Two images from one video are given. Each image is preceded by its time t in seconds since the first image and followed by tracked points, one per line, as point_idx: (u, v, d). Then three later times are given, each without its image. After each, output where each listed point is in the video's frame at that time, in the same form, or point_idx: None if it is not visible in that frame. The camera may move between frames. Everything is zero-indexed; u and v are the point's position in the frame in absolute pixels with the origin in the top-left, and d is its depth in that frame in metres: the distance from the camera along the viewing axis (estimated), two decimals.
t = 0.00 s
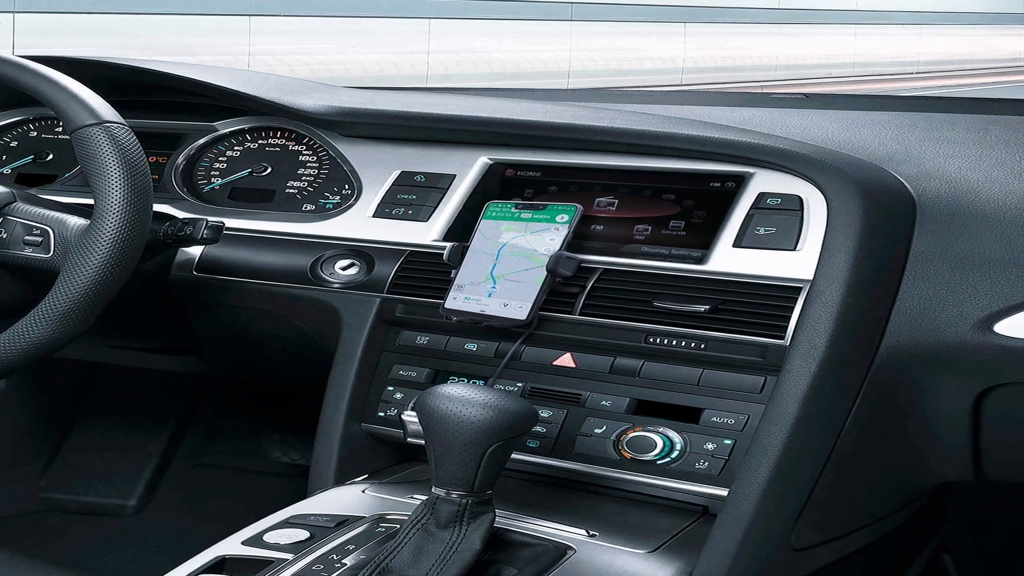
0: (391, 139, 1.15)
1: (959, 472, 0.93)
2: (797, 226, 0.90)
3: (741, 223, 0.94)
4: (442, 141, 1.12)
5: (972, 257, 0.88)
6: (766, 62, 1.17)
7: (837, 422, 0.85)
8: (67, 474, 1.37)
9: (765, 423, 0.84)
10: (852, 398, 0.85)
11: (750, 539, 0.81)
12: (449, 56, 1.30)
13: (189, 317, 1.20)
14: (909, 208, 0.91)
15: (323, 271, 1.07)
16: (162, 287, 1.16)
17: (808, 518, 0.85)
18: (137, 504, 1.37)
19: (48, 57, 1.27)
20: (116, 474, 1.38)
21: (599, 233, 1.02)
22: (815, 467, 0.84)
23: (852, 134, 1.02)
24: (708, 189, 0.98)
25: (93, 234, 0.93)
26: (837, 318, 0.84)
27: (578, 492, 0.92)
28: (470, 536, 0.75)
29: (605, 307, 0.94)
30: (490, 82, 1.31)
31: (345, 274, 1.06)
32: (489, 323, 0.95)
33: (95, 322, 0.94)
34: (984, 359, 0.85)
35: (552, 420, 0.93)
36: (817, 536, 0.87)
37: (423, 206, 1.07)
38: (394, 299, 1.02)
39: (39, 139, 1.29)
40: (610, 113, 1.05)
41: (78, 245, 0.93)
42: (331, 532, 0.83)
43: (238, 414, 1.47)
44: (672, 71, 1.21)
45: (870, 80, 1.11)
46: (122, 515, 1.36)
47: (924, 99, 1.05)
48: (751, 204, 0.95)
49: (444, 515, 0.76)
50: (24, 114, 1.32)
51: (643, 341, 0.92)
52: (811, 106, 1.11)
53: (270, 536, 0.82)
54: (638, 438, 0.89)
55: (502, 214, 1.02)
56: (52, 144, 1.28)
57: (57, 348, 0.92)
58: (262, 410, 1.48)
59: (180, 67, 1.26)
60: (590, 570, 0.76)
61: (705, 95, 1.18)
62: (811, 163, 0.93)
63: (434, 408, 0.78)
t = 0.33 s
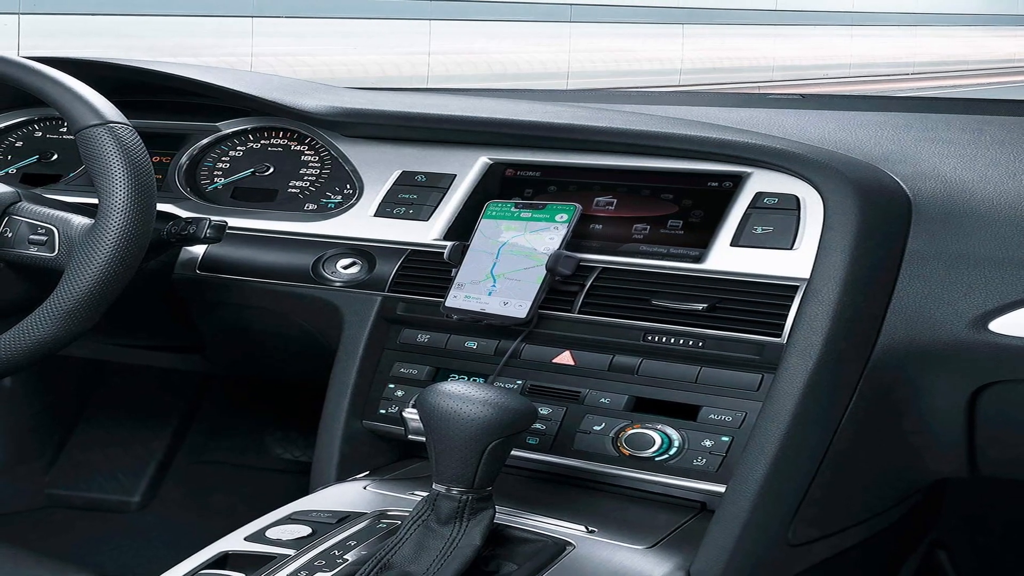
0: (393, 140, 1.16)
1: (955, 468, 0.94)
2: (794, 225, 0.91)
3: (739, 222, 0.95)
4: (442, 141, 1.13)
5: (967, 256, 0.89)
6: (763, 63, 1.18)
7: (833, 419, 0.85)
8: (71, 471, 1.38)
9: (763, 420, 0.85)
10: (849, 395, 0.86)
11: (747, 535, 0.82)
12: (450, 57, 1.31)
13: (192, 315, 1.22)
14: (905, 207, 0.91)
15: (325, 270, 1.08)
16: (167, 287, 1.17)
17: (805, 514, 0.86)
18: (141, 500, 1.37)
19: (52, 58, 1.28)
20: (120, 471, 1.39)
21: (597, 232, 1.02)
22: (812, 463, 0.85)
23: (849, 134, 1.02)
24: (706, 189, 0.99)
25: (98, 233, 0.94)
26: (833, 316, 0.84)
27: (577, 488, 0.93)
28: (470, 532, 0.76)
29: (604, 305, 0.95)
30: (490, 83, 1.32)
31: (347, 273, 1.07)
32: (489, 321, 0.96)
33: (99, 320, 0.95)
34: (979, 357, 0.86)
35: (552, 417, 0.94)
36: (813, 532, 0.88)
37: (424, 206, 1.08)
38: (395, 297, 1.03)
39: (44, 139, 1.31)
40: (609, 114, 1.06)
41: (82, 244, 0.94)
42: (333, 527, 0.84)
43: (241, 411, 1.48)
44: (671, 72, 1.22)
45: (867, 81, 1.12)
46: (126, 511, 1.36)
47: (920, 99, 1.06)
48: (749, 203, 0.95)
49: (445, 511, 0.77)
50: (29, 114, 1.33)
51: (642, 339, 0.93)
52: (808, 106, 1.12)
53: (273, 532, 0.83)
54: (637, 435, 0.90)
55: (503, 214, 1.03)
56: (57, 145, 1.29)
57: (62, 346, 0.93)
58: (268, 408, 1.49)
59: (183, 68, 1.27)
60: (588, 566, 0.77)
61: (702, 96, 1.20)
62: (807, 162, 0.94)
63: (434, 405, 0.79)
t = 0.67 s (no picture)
0: (393, 140, 1.17)
1: (950, 465, 0.95)
2: (791, 224, 0.92)
3: (736, 221, 0.96)
4: (443, 141, 1.14)
5: (962, 255, 0.90)
6: (761, 63, 1.18)
7: (830, 417, 0.86)
8: (75, 468, 1.39)
9: (760, 417, 0.86)
10: (845, 392, 0.87)
11: (744, 531, 0.83)
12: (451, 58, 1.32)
13: (195, 313, 1.23)
14: (901, 207, 0.92)
15: (327, 269, 1.09)
16: (170, 285, 1.18)
17: (801, 510, 0.87)
18: (145, 497, 1.39)
19: (57, 59, 1.29)
20: (124, 468, 1.40)
21: (596, 231, 1.03)
22: (808, 460, 0.86)
23: (845, 134, 1.03)
24: (704, 188, 1.00)
25: (102, 232, 0.94)
26: (830, 314, 0.85)
27: (577, 484, 0.94)
28: (471, 528, 0.77)
29: (602, 304, 0.96)
30: (490, 84, 1.33)
31: (349, 271, 1.08)
32: (489, 319, 0.97)
33: (103, 318, 0.96)
34: (974, 354, 0.87)
35: (551, 414, 0.95)
36: (810, 528, 0.89)
37: (425, 205, 1.09)
38: (396, 296, 1.04)
39: (49, 140, 1.32)
40: (608, 114, 1.07)
41: (86, 243, 0.95)
42: (334, 524, 0.85)
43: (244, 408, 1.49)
44: (670, 72, 1.23)
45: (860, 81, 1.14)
46: (130, 507, 1.38)
47: (915, 100, 1.07)
48: (746, 203, 0.96)
49: (446, 508, 0.78)
50: (33, 114, 1.35)
51: (640, 337, 0.94)
52: (805, 107, 1.13)
53: (275, 528, 0.84)
54: (635, 432, 0.91)
55: (502, 213, 1.04)
56: (61, 145, 1.30)
57: (66, 344, 0.94)
58: (269, 403, 1.50)
59: (186, 69, 1.28)
60: (587, 562, 0.78)
61: (701, 97, 1.21)
62: (804, 162, 0.94)
63: (435, 403, 0.80)
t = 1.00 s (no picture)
0: (394, 140, 1.18)
1: (945, 462, 0.96)
2: (787, 223, 0.93)
3: (733, 221, 0.97)
4: (444, 141, 1.15)
5: (957, 254, 0.90)
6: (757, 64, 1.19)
7: (826, 414, 0.87)
8: (80, 465, 1.40)
9: (757, 415, 0.87)
10: (841, 390, 0.88)
11: (742, 527, 0.84)
12: (452, 58, 1.34)
13: (198, 312, 1.24)
14: (896, 206, 0.93)
15: (329, 268, 1.10)
16: (173, 283, 1.19)
17: (798, 506, 0.88)
18: (148, 494, 1.40)
19: (62, 60, 1.30)
20: (128, 464, 1.42)
21: (595, 230, 1.04)
22: (805, 457, 0.87)
23: (841, 134, 1.04)
24: (702, 188, 1.01)
25: (106, 232, 0.95)
26: (827, 312, 0.86)
27: (576, 481, 0.95)
28: (471, 524, 0.78)
29: (601, 302, 0.97)
30: (489, 84, 1.34)
31: (350, 270, 1.09)
32: (489, 318, 0.98)
33: (107, 317, 0.97)
34: (969, 352, 0.88)
35: (551, 412, 0.96)
36: (807, 524, 0.90)
37: (426, 205, 1.10)
38: (397, 295, 1.05)
39: (53, 140, 1.33)
40: (607, 114, 1.08)
41: (91, 242, 0.96)
42: (336, 520, 0.86)
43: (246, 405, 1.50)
44: (667, 73, 1.24)
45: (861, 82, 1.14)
46: (133, 503, 1.39)
47: (910, 101, 1.08)
48: (744, 202, 0.97)
49: (446, 504, 0.79)
50: (38, 115, 1.36)
51: (638, 335, 0.95)
52: (802, 108, 1.14)
53: (277, 524, 0.85)
54: (634, 429, 0.92)
55: (502, 213, 1.05)
56: (66, 145, 1.32)
57: (71, 342, 0.95)
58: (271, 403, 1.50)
59: (190, 70, 1.29)
60: (586, 558, 0.79)
61: (698, 98, 1.22)
62: (801, 162, 0.95)
63: (435, 400, 0.81)
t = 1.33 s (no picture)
0: (395, 140, 1.19)
1: (940, 459, 0.97)
2: (784, 223, 0.94)
3: (731, 220, 0.98)
4: (445, 142, 1.16)
5: (953, 252, 0.91)
6: (753, 65, 1.21)
7: (823, 411, 0.88)
8: (85, 461, 1.41)
9: (755, 412, 0.88)
10: (838, 388, 0.89)
11: (740, 523, 0.85)
12: (451, 61, 1.36)
13: (201, 310, 1.25)
14: (892, 206, 0.94)
15: (331, 266, 1.11)
16: (176, 282, 1.20)
17: (795, 502, 0.89)
18: (152, 490, 1.42)
19: (66, 61, 1.31)
20: (132, 461, 1.43)
21: (594, 229, 1.05)
22: (802, 454, 0.88)
23: (837, 134, 1.05)
24: (700, 188, 1.02)
25: (110, 231, 0.96)
26: (823, 311, 0.87)
27: (575, 478, 0.96)
28: (472, 520, 0.79)
29: (600, 301, 0.98)
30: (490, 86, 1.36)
31: (351, 269, 1.10)
32: (489, 316, 0.99)
33: (111, 315, 0.98)
34: (964, 350, 0.89)
35: (550, 409, 0.97)
36: (804, 520, 0.91)
37: (426, 204, 1.11)
38: (398, 293, 1.06)
39: (57, 140, 1.34)
40: (605, 115, 1.09)
41: (95, 242, 0.97)
42: (338, 516, 0.87)
43: (248, 403, 1.52)
44: (665, 74, 1.26)
45: (858, 83, 1.16)
46: (138, 499, 1.40)
47: (907, 101, 1.08)
48: (741, 202, 0.98)
49: (447, 500, 0.80)
50: (43, 115, 1.37)
51: (637, 333, 0.96)
52: (799, 108, 1.14)
53: (280, 521, 0.86)
54: (632, 426, 0.93)
55: (502, 212, 1.06)
56: (70, 145, 1.33)
57: (75, 341, 0.96)
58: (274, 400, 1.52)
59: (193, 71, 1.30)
60: (586, 553, 0.79)
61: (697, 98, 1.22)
62: (798, 162, 0.96)
63: (436, 398, 0.82)
